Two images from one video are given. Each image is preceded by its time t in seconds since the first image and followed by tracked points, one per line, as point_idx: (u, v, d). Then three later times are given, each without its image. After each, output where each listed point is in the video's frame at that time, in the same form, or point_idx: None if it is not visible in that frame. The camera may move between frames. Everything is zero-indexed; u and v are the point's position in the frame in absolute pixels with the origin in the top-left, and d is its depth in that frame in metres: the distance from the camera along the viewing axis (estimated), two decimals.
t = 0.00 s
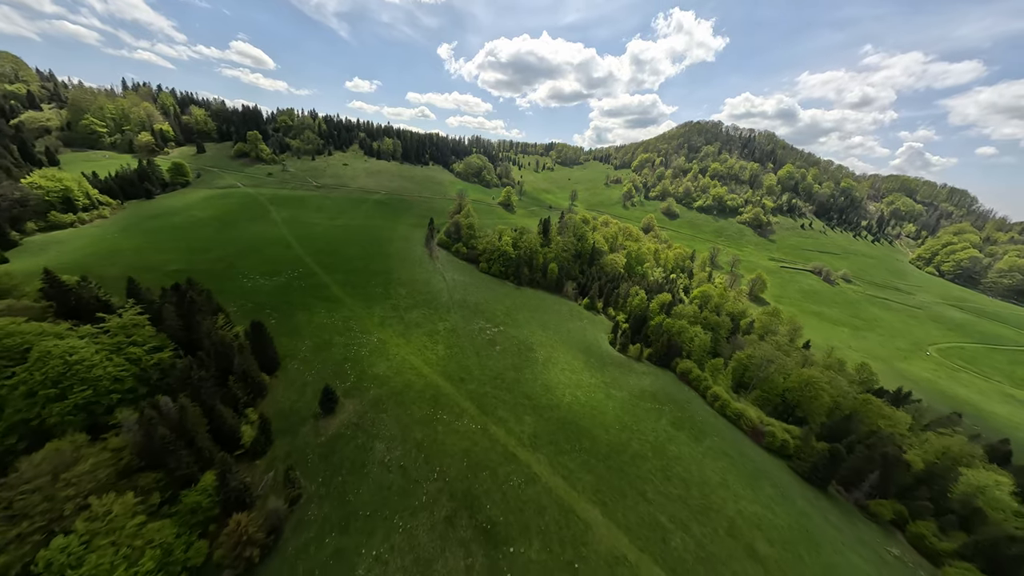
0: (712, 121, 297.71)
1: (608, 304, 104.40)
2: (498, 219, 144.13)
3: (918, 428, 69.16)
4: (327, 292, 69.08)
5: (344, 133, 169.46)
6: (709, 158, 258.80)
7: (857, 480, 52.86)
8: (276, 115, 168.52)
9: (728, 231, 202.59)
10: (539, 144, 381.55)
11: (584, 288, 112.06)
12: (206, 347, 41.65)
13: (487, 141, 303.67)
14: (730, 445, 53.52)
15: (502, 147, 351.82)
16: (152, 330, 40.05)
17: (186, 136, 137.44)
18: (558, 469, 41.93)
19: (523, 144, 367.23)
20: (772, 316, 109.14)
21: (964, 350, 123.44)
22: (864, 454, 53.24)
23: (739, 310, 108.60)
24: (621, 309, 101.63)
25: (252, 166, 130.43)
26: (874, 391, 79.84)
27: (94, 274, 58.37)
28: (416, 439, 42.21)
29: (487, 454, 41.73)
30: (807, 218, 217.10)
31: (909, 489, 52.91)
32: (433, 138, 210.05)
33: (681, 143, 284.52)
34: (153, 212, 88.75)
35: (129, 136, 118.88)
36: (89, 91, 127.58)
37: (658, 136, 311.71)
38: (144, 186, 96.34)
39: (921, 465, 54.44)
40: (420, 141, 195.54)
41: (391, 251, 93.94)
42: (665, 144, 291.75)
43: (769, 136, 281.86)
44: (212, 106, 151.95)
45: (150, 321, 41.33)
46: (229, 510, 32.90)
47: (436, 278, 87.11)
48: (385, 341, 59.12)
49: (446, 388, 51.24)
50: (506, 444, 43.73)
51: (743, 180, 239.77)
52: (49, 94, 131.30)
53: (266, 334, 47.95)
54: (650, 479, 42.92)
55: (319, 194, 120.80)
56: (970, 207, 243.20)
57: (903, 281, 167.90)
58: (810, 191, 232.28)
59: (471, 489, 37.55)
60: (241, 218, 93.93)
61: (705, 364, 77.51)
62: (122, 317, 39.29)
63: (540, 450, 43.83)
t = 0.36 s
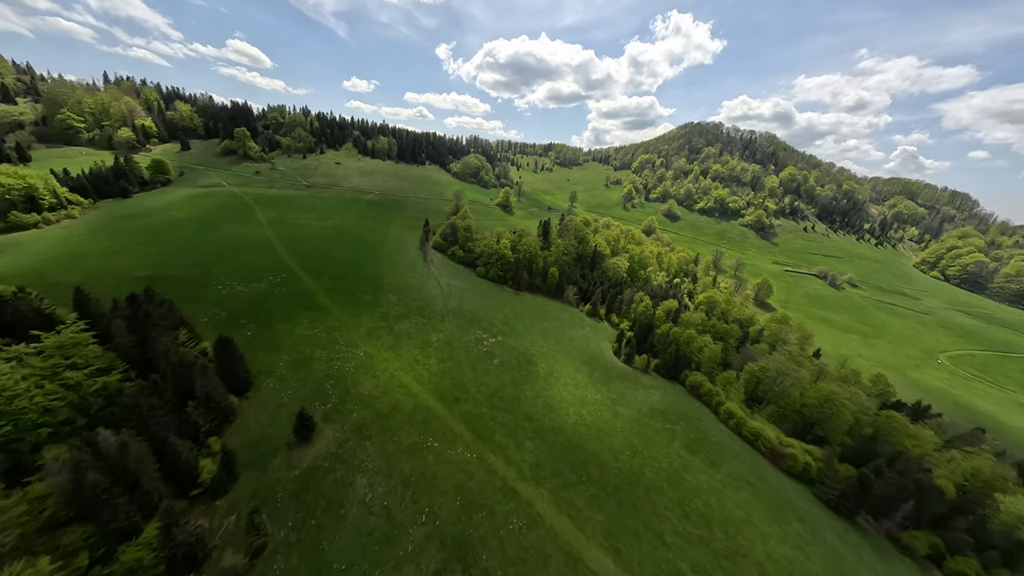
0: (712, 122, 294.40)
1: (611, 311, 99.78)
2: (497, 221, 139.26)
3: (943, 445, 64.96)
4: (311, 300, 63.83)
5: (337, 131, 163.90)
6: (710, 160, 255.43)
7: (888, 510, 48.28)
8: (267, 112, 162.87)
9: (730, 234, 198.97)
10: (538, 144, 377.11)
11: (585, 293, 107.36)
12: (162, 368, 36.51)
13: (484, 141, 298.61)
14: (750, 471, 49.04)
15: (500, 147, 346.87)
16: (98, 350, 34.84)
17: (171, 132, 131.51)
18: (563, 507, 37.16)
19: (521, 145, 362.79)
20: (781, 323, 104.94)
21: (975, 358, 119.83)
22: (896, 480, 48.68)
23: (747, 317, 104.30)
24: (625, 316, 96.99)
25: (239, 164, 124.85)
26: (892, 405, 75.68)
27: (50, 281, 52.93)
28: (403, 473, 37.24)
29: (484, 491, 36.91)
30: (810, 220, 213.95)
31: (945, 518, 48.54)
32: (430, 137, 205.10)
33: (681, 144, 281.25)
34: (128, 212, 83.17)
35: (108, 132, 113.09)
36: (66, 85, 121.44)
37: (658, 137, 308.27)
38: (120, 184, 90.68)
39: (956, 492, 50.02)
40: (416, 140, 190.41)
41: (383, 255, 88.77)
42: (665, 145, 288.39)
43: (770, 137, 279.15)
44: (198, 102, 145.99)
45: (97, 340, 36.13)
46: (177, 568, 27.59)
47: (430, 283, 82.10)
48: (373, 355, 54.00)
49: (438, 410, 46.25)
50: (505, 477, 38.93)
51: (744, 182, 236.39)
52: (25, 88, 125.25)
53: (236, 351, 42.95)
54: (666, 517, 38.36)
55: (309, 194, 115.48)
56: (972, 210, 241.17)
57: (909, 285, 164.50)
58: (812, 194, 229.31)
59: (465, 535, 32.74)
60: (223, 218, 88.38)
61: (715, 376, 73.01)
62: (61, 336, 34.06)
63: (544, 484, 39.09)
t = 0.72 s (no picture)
0: (713, 124, 291.06)
1: (614, 319, 95.09)
2: (495, 223, 134.37)
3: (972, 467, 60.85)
4: (292, 310, 58.65)
5: (330, 129, 158.50)
6: (711, 162, 251.88)
7: (927, 548, 42.91)
8: (257, 108, 157.23)
9: (733, 237, 195.17)
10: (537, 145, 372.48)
11: (587, 300, 102.75)
12: (105, 397, 31.19)
13: (482, 141, 293.80)
14: (776, 503, 44.58)
15: (498, 147, 341.82)
16: (26, 379, 29.57)
17: (154, 129, 125.79)
18: (570, 559, 32.56)
19: (520, 145, 358.37)
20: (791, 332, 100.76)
21: (988, 367, 116.20)
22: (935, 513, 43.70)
23: (756, 325, 100.09)
24: (630, 325, 92.38)
25: (226, 162, 119.31)
26: (913, 421, 71.64)
27: None
28: (387, 519, 32.19)
29: (480, 540, 32.05)
30: (813, 224, 210.64)
31: (986, 555, 44.14)
32: (427, 137, 200.21)
33: (682, 146, 277.81)
34: (99, 212, 77.62)
35: (86, 128, 107.41)
36: (42, 78, 115.49)
37: (659, 138, 304.72)
38: (93, 182, 85.04)
39: (997, 525, 45.66)
40: (412, 139, 185.43)
41: (374, 260, 83.71)
42: (666, 147, 284.91)
43: (771, 139, 276.23)
44: (184, 98, 140.15)
45: (28, 367, 30.98)
46: None
47: (424, 290, 77.22)
48: (358, 373, 48.86)
49: (429, 438, 41.27)
50: (504, 522, 34.08)
51: (746, 185, 232.94)
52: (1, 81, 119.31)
53: (198, 373, 37.94)
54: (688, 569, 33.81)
55: (298, 194, 110.22)
56: (975, 214, 238.99)
57: (916, 291, 161.19)
58: (815, 197, 226.17)
59: None
60: (203, 219, 82.83)
61: (727, 391, 68.49)
62: None
63: (548, 530, 34.37)
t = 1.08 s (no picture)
0: (714, 126, 287.77)
1: (618, 327, 90.45)
2: (493, 226, 129.45)
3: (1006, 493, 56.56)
4: (270, 323, 53.36)
5: (322, 127, 153.13)
6: (713, 164, 248.33)
7: None
8: (247, 105, 151.58)
9: (736, 241, 191.38)
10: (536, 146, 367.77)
11: (590, 308, 98.15)
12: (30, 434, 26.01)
13: (481, 142, 288.98)
14: (810, 550, 40.51)
15: (496, 147, 336.91)
16: None
17: (137, 125, 119.99)
18: None
19: (519, 146, 353.87)
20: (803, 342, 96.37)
21: (1002, 378, 112.53)
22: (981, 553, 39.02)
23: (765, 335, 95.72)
24: (635, 335, 87.64)
25: (211, 160, 113.80)
26: (936, 441, 67.53)
27: None
28: None
29: None
30: (817, 228, 207.28)
31: None
32: (424, 136, 195.22)
33: (683, 148, 274.15)
34: (67, 212, 71.97)
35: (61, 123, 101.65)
36: (17, 71, 109.55)
37: (659, 140, 301.10)
38: (63, 180, 79.39)
39: None
40: (408, 139, 180.45)
41: (364, 265, 78.43)
42: (667, 148, 281.16)
43: (773, 141, 273.06)
44: (170, 93, 134.39)
45: None
46: None
47: (417, 298, 72.26)
48: (339, 396, 43.74)
49: (417, 474, 36.33)
50: None
51: (749, 188, 229.44)
52: None
53: (148, 404, 33.36)
54: None
55: (286, 195, 104.80)
56: (978, 219, 236.84)
57: (923, 297, 157.73)
58: (818, 200, 223.00)
59: None
60: (179, 221, 77.17)
61: (742, 408, 63.87)
62: None
63: None
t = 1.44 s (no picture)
0: (716, 128, 284.77)
1: (623, 338, 85.83)
2: (490, 229, 124.78)
3: None
4: (243, 339, 48.04)
5: (315, 125, 147.79)
6: (715, 167, 244.88)
7: None
8: (236, 102, 146.03)
9: (739, 246, 187.69)
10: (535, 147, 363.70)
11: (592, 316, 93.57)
12: None
13: (479, 142, 284.36)
14: None
15: (495, 149, 332.79)
16: None
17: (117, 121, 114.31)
18: None
19: (518, 147, 349.50)
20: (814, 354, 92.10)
21: (1017, 390, 108.88)
22: None
23: (775, 346, 91.44)
24: (640, 346, 82.99)
25: (195, 159, 108.41)
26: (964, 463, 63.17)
27: None
28: None
29: None
30: (820, 232, 204.06)
31: None
32: (421, 136, 190.23)
33: (685, 150, 270.64)
34: (30, 213, 66.48)
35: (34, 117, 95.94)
36: None
37: (660, 142, 297.72)
38: (29, 178, 73.80)
39: None
40: (405, 138, 175.43)
41: (353, 271, 73.26)
42: (668, 151, 277.58)
43: (775, 144, 270.20)
44: (155, 88, 128.76)
45: None
46: None
47: (409, 307, 67.21)
48: (315, 425, 38.56)
49: (401, 524, 31.40)
50: None
51: (751, 191, 226.07)
52: None
53: (73, 448, 28.07)
54: None
55: (272, 195, 99.75)
56: (981, 224, 234.61)
57: (931, 304, 154.29)
58: (821, 204, 219.84)
59: None
60: (154, 223, 71.83)
61: (758, 429, 59.25)
62: None
63: None
